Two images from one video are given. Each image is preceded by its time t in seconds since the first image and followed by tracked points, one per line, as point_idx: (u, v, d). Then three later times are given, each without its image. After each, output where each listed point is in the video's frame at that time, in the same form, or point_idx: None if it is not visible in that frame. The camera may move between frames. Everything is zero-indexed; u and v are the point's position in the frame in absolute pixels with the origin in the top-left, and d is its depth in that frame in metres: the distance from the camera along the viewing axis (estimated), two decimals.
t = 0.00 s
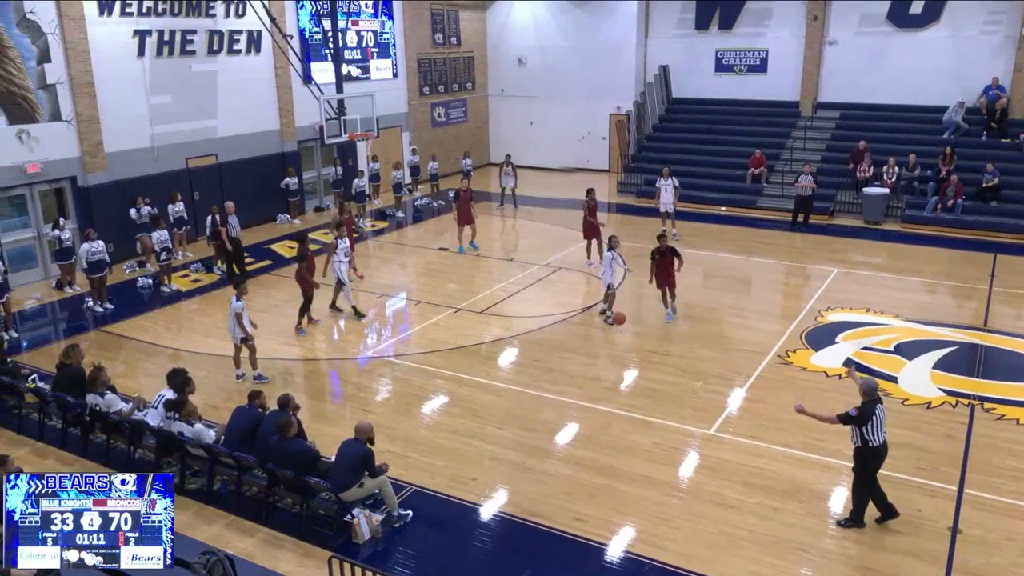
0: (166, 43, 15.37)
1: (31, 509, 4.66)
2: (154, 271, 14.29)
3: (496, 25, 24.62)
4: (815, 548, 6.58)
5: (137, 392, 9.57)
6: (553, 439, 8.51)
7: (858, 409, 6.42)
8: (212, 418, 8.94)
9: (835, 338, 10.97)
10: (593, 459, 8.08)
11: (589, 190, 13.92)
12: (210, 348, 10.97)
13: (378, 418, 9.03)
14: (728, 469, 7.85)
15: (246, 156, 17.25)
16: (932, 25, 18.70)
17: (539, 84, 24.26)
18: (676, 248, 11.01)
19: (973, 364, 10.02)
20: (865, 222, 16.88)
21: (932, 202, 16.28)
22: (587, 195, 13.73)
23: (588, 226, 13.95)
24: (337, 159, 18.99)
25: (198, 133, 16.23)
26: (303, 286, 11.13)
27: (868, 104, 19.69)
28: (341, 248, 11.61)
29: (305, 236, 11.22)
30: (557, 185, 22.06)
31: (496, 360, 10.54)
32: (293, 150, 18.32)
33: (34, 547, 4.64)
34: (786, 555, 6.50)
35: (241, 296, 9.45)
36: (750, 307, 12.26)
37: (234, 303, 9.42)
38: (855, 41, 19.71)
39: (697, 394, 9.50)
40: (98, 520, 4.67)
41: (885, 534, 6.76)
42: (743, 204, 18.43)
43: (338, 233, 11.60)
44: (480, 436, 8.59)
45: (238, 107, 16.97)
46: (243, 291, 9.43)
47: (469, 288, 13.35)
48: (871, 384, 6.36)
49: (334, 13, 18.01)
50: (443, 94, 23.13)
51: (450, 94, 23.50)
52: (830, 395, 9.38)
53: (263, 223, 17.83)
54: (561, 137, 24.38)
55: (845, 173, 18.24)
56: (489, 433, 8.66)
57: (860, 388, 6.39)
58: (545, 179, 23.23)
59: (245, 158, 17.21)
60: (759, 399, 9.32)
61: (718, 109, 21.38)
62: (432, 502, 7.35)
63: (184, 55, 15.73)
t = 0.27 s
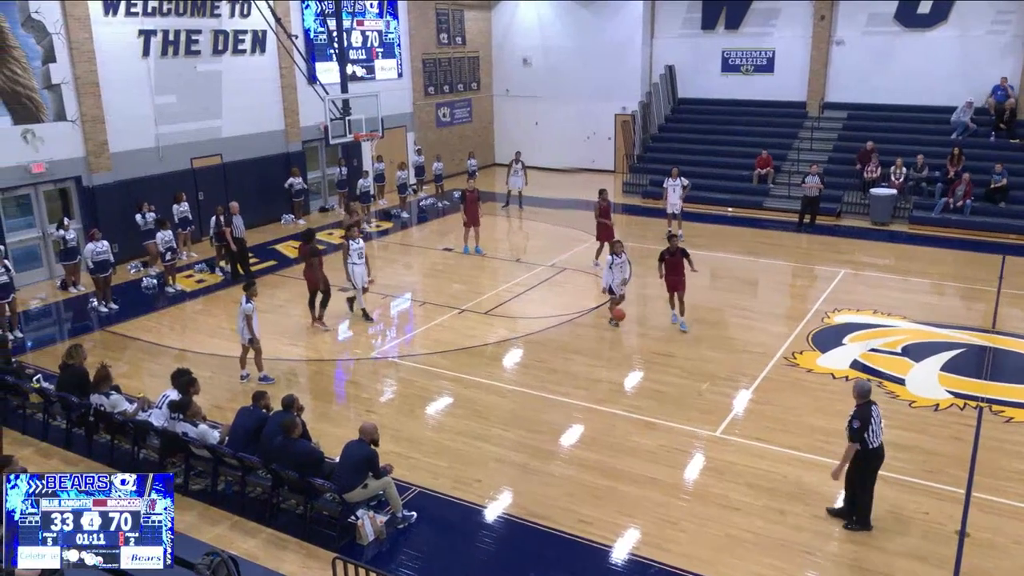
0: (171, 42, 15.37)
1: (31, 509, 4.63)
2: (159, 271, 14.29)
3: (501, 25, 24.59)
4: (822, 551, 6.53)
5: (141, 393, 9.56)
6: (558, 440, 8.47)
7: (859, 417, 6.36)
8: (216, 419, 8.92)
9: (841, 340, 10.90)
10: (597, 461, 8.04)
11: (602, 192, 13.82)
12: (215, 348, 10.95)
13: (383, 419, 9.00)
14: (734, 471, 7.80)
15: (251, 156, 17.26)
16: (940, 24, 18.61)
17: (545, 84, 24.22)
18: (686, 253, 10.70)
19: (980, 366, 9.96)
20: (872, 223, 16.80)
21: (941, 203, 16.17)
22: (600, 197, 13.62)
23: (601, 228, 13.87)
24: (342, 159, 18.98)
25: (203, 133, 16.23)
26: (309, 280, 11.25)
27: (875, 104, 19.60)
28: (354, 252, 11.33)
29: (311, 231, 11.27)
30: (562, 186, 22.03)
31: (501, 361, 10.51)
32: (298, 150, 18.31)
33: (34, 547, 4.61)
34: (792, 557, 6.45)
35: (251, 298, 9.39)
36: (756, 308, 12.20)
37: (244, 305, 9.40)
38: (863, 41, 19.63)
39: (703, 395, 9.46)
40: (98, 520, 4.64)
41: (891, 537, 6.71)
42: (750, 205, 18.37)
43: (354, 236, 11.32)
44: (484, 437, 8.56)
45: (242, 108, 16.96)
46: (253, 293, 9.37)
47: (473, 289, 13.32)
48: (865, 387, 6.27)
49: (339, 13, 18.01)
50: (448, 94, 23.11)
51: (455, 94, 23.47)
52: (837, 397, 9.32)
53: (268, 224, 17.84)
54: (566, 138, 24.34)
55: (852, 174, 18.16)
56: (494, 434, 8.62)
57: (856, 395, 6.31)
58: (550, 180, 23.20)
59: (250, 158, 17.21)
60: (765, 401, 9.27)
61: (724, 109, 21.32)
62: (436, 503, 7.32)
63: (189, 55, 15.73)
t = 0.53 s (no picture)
0: (174, 42, 15.37)
1: (31, 509, 4.61)
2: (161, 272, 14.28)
3: (504, 25, 24.58)
4: (825, 553, 6.49)
5: (143, 393, 9.55)
6: (560, 441, 8.44)
7: (863, 415, 6.33)
8: (218, 419, 8.90)
9: (845, 341, 10.87)
10: (600, 462, 8.01)
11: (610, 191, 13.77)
12: (217, 348, 10.94)
13: (385, 420, 8.97)
14: (737, 472, 7.77)
15: (254, 156, 17.25)
16: (945, 24, 18.56)
17: (548, 84, 24.20)
18: (694, 255, 10.56)
19: (985, 367, 9.91)
20: (876, 224, 16.75)
21: (947, 204, 16.14)
22: (609, 198, 13.57)
23: (607, 228, 13.83)
24: (345, 159, 18.97)
25: (205, 133, 16.22)
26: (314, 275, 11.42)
27: (879, 105, 19.56)
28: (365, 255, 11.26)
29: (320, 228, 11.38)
30: (565, 186, 22.01)
31: (503, 361, 10.49)
32: (301, 150, 18.30)
33: (34, 547, 4.59)
34: (795, 559, 6.41)
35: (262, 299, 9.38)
36: (760, 309, 12.17)
37: (253, 307, 9.36)
38: (867, 41, 19.58)
39: (706, 396, 9.42)
40: (98, 520, 4.63)
41: (895, 539, 6.67)
42: (753, 205, 18.33)
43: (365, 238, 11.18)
44: (487, 438, 8.53)
45: (245, 108, 16.96)
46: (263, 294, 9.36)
47: (476, 289, 13.30)
48: (854, 386, 6.35)
49: (341, 13, 18.00)
50: (451, 94, 23.10)
51: (458, 94, 23.46)
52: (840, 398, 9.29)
53: (270, 224, 17.83)
54: (569, 138, 24.32)
55: (855, 174, 18.12)
56: (496, 435, 8.60)
57: (853, 393, 6.34)
58: (553, 180, 23.18)
59: (253, 158, 17.20)
60: (768, 402, 9.24)
61: (727, 109, 21.28)
62: (438, 504, 7.30)
63: (191, 55, 15.73)
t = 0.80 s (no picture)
0: (173, 42, 15.36)
1: (31, 509, 4.61)
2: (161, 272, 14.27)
3: (504, 25, 24.58)
4: (826, 553, 6.48)
5: (143, 393, 9.54)
6: (560, 441, 8.43)
7: (852, 414, 6.30)
8: (218, 419, 8.89)
9: (845, 341, 10.86)
10: (600, 462, 8.00)
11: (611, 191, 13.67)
12: (217, 348, 10.93)
13: (386, 420, 8.96)
14: (737, 473, 7.76)
15: (254, 156, 17.24)
16: (945, 24, 18.55)
17: (548, 84, 24.20)
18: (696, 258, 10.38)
19: (986, 368, 9.90)
20: (876, 224, 16.74)
21: (949, 203, 16.11)
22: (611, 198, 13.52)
23: (607, 228, 13.80)
24: (345, 159, 18.96)
25: (205, 133, 16.21)
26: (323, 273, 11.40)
27: (880, 105, 19.55)
28: (372, 259, 11.07)
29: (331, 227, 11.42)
30: (566, 186, 22.00)
31: (504, 361, 10.48)
32: (300, 150, 18.29)
33: (34, 547, 4.59)
34: (795, 559, 6.41)
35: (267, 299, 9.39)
36: (760, 309, 12.16)
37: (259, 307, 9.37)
38: (868, 41, 19.56)
39: (706, 397, 9.41)
40: (98, 520, 4.63)
41: (896, 539, 6.66)
42: (753, 205, 18.32)
43: (374, 242, 10.97)
44: (487, 438, 8.52)
45: (245, 108, 16.94)
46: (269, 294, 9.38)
47: (476, 289, 13.29)
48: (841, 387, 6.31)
49: (341, 13, 17.99)
50: (451, 94, 23.09)
51: (458, 94, 23.45)
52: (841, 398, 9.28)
53: (270, 224, 17.82)
54: (569, 138, 24.32)
55: (856, 174, 18.11)
56: (497, 435, 8.59)
57: (840, 393, 6.27)
58: (553, 180, 23.17)
59: (252, 158, 17.19)
60: (769, 402, 9.23)
61: (727, 109, 21.26)
62: (438, 504, 7.29)
63: (191, 54, 15.72)
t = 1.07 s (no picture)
0: (167, 41, 15.32)
1: (31, 509, 4.64)
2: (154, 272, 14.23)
3: (499, 24, 24.57)
4: (820, 551, 6.51)
5: (137, 393, 9.51)
6: (556, 441, 8.44)
7: (834, 410, 6.29)
8: (213, 419, 8.88)
9: (839, 339, 10.89)
10: (596, 461, 8.01)
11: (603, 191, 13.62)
12: (211, 348, 10.91)
13: (381, 420, 8.96)
14: (732, 471, 7.78)
15: (247, 155, 17.20)
16: (938, 24, 18.61)
17: (542, 84, 24.20)
18: (690, 263, 10.24)
19: (979, 366, 9.94)
20: (870, 223, 16.78)
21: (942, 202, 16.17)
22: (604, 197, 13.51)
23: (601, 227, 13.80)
24: (339, 158, 18.93)
25: (198, 132, 16.16)
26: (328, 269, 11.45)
27: (873, 104, 19.60)
28: (372, 260, 11.00)
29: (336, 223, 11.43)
30: (560, 185, 22.00)
31: (499, 361, 10.48)
32: (294, 149, 18.26)
33: (34, 547, 4.63)
34: (789, 557, 6.43)
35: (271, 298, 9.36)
36: (755, 308, 12.18)
37: (262, 306, 9.35)
38: (861, 40, 19.61)
39: (701, 395, 9.43)
40: (98, 520, 4.66)
41: (890, 537, 6.69)
42: (747, 204, 18.35)
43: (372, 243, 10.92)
44: (482, 438, 8.53)
45: (238, 107, 16.90)
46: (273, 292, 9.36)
47: (471, 289, 13.29)
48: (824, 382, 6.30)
49: (335, 12, 17.96)
50: (445, 93, 23.07)
51: (452, 93, 23.43)
52: (835, 397, 9.31)
53: (264, 223, 17.78)
54: (564, 137, 24.32)
55: (850, 174, 18.15)
56: (492, 435, 8.60)
57: (824, 389, 6.25)
58: (547, 179, 23.16)
59: (246, 157, 17.15)
60: (763, 401, 9.25)
61: (721, 108, 21.29)
62: (434, 504, 7.29)
63: (184, 54, 15.68)
